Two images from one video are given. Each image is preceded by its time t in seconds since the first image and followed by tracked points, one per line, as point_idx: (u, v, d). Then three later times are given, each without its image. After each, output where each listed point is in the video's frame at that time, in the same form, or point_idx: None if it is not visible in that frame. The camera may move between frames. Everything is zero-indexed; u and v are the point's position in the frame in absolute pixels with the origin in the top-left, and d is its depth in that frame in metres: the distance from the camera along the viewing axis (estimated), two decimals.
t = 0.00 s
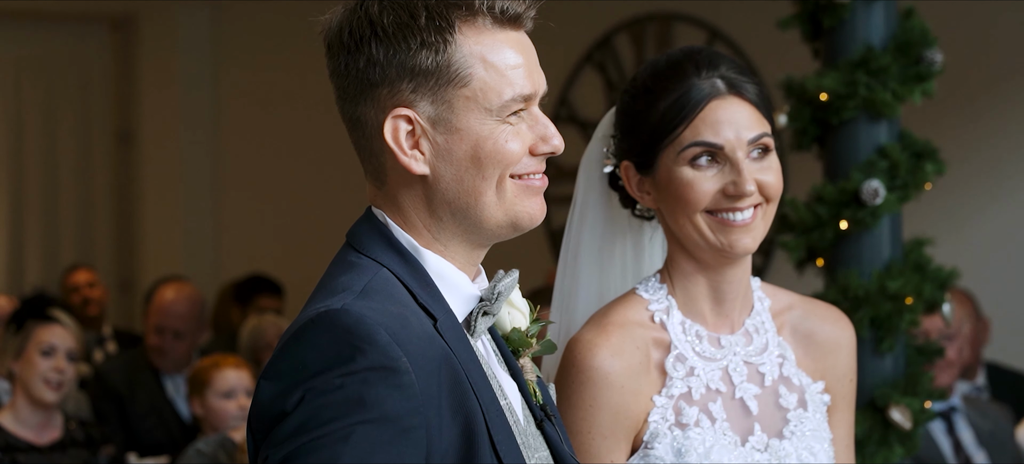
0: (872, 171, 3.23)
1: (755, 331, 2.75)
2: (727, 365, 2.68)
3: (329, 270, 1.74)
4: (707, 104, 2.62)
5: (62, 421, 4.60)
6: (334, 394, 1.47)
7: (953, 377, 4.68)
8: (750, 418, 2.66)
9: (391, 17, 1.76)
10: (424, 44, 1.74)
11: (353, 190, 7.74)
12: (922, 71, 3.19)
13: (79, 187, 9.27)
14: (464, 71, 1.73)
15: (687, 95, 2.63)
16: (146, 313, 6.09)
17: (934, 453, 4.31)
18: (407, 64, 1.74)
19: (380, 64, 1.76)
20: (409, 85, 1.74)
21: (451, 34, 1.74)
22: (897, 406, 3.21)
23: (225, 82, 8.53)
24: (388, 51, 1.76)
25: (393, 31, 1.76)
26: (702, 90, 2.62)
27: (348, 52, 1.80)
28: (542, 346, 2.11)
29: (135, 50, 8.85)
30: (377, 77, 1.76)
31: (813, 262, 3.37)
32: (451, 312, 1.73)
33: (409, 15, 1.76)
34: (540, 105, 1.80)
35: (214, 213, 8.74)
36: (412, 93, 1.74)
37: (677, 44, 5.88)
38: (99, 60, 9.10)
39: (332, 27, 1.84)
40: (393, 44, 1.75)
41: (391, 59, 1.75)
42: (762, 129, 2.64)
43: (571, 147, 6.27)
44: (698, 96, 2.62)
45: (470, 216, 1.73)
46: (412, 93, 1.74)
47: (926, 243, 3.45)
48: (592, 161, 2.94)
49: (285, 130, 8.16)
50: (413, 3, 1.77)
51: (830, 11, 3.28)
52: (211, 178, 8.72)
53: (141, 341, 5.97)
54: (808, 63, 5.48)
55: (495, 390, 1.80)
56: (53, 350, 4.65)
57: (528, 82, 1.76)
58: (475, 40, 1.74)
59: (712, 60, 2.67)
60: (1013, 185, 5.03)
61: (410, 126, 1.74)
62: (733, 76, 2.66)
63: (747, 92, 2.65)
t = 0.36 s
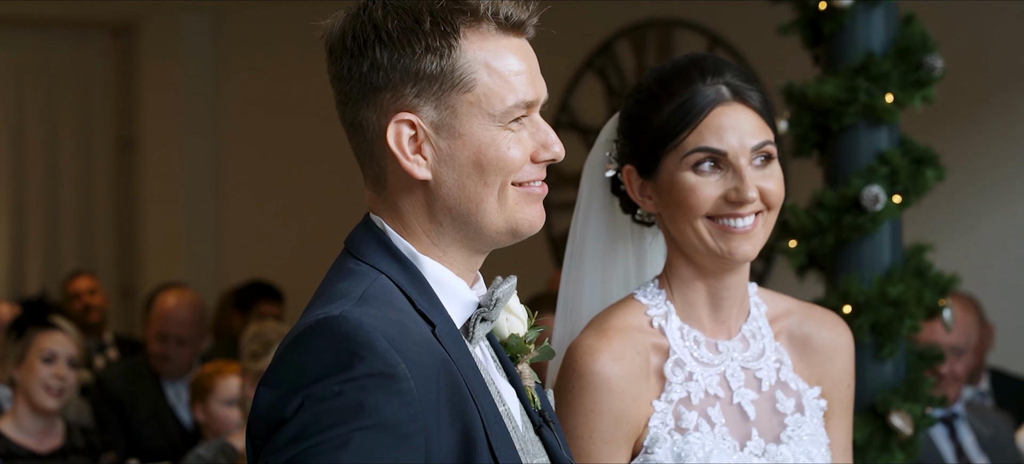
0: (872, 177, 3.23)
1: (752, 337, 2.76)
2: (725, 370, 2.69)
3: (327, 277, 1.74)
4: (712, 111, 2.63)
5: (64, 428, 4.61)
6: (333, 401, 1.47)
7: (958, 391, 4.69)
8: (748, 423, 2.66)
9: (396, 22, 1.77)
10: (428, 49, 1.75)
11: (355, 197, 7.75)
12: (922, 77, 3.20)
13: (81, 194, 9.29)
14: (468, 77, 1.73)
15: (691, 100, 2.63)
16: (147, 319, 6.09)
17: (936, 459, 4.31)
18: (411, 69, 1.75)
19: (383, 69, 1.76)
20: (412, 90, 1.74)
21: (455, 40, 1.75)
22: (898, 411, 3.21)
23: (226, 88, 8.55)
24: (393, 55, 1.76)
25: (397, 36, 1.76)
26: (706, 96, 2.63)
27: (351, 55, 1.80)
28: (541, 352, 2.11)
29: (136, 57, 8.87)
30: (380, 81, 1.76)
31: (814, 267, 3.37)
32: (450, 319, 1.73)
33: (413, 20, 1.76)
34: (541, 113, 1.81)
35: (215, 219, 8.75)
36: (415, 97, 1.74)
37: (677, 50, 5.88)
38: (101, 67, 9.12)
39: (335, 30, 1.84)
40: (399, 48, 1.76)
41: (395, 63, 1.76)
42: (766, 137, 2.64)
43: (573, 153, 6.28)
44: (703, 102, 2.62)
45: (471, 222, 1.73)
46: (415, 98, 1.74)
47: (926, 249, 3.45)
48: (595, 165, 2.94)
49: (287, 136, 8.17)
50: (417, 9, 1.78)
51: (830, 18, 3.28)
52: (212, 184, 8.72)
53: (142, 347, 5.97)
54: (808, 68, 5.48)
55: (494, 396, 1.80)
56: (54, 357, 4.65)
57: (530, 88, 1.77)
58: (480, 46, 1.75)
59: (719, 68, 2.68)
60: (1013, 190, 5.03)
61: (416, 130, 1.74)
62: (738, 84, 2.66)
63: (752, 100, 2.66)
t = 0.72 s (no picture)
0: (873, 182, 3.23)
1: (750, 342, 2.76)
2: (723, 375, 2.69)
3: (327, 282, 1.74)
4: (723, 121, 2.62)
5: (65, 435, 4.60)
6: (333, 406, 1.47)
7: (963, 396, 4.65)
8: (747, 428, 2.65)
9: (399, 27, 1.77)
10: (431, 53, 1.75)
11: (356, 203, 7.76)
12: (923, 82, 3.20)
13: (82, 199, 9.30)
14: (471, 81, 1.74)
15: (703, 111, 2.62)
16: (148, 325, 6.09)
17: None
18: (414, 73, 1.75)
19: (386, 72, 1.76)
20: (415, 94, 1.74)
21: (458, 44, 1.75)
22: (899, 417, 3.21)
23: (228, 94, 8.56)
24: (398, 59, 1.76)
25: (400, 40, 1.76)
26: (717, 106, 2.62)
27: (354, 59, 1.80)
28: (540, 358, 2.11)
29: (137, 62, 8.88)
30: (382, 85, 1.76)
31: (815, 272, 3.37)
32: (449, 324, 1.74)
33: (416, 24, 1.77)
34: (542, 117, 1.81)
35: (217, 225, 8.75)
36: (417, 101, 1.74)
37: (679, 55, 5.88)
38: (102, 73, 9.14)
39: (337, 34, 1.84)
40: (403, 53, 1.76)
41: (397, 67, 1.76)
42: (773, 148, 2.64)
43: (574, 158, 6.29)
44: (714, 113, 2.62)
45: (472, 226, 1.74)
46: (418, 102, 1.74)
47: (927, 255, 3.45)
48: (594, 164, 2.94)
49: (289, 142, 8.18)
50: (420, 13, 1.78)
51: (831, 23, 3.28)
52: (213, 189, 8.72)
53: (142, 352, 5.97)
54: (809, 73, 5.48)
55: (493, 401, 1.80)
56: (55, 363, 4.65)
57: (532, 93, 1.77)
58: (482, 51, 1.75)
59: (729, 77, 2.67)
60: (1014, 196, 5.03)
61: (422, 136, 1.74)
62: (748, 95, 2.66)
63: (761, 111, 2.66)
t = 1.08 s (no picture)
0: (876, 185, 3.23)
1: (751, 347, 2.75)
2: (724, 381, 2.68)
3: (328, 285, 1.74)
4: (726, 123, 2.62)
5: (68, 438, 4.61)
6: (333, 409, 1.47)
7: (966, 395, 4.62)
8: (747, 434, 2.65)
9: (398, 31, 1.77)
10: (429, 57, 1.75)
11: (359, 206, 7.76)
12: (926, 85, 3.20)
13: (85, 202, 9.32)
14: (470, 85, 1.74)
15: (705, 112, 2.62)
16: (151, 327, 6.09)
17: None
18: (412, 77, 1.75)
19: (384, 77, 1.76)
20: (413, 98, 1.74)
21: (456, 47, 1.75)
22: (902, 420, 3.20)
23: (231, 97, 8.57)
24: (397, 64, 1.76)
25: (398, 44, 1.76)
26: (719, 108, 2.62)
27: (353, 63, 1.80)
28: (542, 361, 2.11)
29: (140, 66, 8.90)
30: (381, 89, 1.76)
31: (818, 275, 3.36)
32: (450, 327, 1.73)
33: (415, 28, 1.77)
34: (541, 121, 1.81)
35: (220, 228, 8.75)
36: (417, 105, 1.74)
37: (681, 59, 5.88)
38: (105, 76, 9.16)
39: (337, 39, 1.84)
40: (401, 57, 1.76)
41: (396, 71, 1.76)
42: (777, 147, 2.64)
43: (577, 162, 6.31)
44: (716, 115, 2.62)
45: (471, 229, 1.74)
46: (416, 106, 1.74)
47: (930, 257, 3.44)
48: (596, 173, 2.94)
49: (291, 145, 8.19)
50: (418, 17, 1.78)
51: (833, 26, 3.28)
52: (216, 192, 8.73)
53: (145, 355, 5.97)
54: (811, 76, 5.47)
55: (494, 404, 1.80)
56: (58, 366, 4.64)
57: (531, 97, 1.77)
58: (481, 54, 1.75)
59: (730, 80, 2.67)
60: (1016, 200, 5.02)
61: (422, 140, 1.74)
62: (750, 97, 2.66)
63: (764, 112, 2.66)
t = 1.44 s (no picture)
0: (882, 187, 3.23)
1: (751, 348, 2.74)
2: (722, 382, 2.68)
3: (331, 289, 1.75)
4: (730, 125, 2.62)
5: (75, 440, 4.62)
6: (336, 414, 1.48)
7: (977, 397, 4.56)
8: (747, 435, 2.65)
9: (398, 36, 1.78)
10: (430, 62, 1.75)
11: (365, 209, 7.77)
12: (932, 87, 3.19)
13: (92, 205, 9.35)
14: (471, 90, 1.74)
15: (709, 116, 2.63)
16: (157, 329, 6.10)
17: None
18: (414, 81, 1.75)
19: (386, 81, 1.77)
20: (415, 102, 1.75)
21: (457, 52, 1.76)
22: (908, 422, 3.20)
23: (237, 100, 8.59)
24: (397, 68, 1.77)
25: (399, 48, 1.77)
26: (721, 111, 2.63)
27: (353, 68, 1.80)
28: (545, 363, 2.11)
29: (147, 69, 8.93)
30: (382, 94, 1.77)
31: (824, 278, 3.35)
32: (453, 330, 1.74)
33: (416, 32, 1.77)
34: (543, 124, 1.81)
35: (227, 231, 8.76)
36: (418, 109, 1.74)
37: (687, 61, 5.88)
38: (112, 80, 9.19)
39: (338, 44, 1.85)
40: (402, 61, 1.76)
41: (397, 76, 1.76)
42: (784, 149, 2.64)
43: (584, 164, 6.31)
44: (720, 118, 2.62)
45: (473, 233, 1.74)
46: (418, 110, 1.74)
47: (936, 259, 3.44)
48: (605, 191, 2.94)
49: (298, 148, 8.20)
50: (420, 21, 1.79)
51: (839, 28, 3.27)
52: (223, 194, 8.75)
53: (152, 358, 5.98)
54: (818, 77, 5.47)
55: (497, 406, 1.80)
56: (65, 369, 4.64)
57: (533, 100, 1.77)
58: (482, 59, 1.76)
59: (734, 84, 2.68)
60: None
61: (424, 143, 1.74)
62: (754, 100, 2.66)
63: (769, 115, 2.66)
